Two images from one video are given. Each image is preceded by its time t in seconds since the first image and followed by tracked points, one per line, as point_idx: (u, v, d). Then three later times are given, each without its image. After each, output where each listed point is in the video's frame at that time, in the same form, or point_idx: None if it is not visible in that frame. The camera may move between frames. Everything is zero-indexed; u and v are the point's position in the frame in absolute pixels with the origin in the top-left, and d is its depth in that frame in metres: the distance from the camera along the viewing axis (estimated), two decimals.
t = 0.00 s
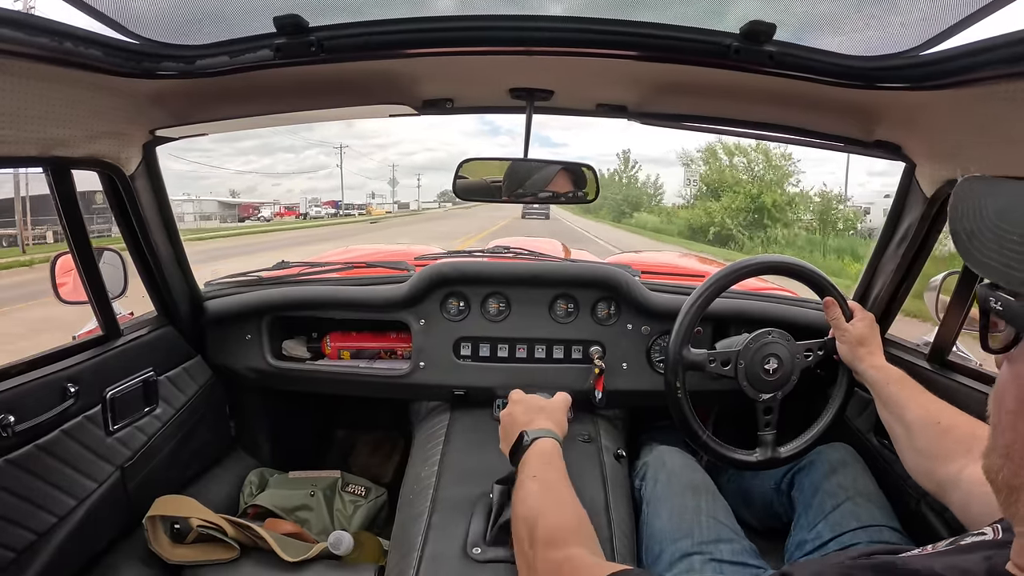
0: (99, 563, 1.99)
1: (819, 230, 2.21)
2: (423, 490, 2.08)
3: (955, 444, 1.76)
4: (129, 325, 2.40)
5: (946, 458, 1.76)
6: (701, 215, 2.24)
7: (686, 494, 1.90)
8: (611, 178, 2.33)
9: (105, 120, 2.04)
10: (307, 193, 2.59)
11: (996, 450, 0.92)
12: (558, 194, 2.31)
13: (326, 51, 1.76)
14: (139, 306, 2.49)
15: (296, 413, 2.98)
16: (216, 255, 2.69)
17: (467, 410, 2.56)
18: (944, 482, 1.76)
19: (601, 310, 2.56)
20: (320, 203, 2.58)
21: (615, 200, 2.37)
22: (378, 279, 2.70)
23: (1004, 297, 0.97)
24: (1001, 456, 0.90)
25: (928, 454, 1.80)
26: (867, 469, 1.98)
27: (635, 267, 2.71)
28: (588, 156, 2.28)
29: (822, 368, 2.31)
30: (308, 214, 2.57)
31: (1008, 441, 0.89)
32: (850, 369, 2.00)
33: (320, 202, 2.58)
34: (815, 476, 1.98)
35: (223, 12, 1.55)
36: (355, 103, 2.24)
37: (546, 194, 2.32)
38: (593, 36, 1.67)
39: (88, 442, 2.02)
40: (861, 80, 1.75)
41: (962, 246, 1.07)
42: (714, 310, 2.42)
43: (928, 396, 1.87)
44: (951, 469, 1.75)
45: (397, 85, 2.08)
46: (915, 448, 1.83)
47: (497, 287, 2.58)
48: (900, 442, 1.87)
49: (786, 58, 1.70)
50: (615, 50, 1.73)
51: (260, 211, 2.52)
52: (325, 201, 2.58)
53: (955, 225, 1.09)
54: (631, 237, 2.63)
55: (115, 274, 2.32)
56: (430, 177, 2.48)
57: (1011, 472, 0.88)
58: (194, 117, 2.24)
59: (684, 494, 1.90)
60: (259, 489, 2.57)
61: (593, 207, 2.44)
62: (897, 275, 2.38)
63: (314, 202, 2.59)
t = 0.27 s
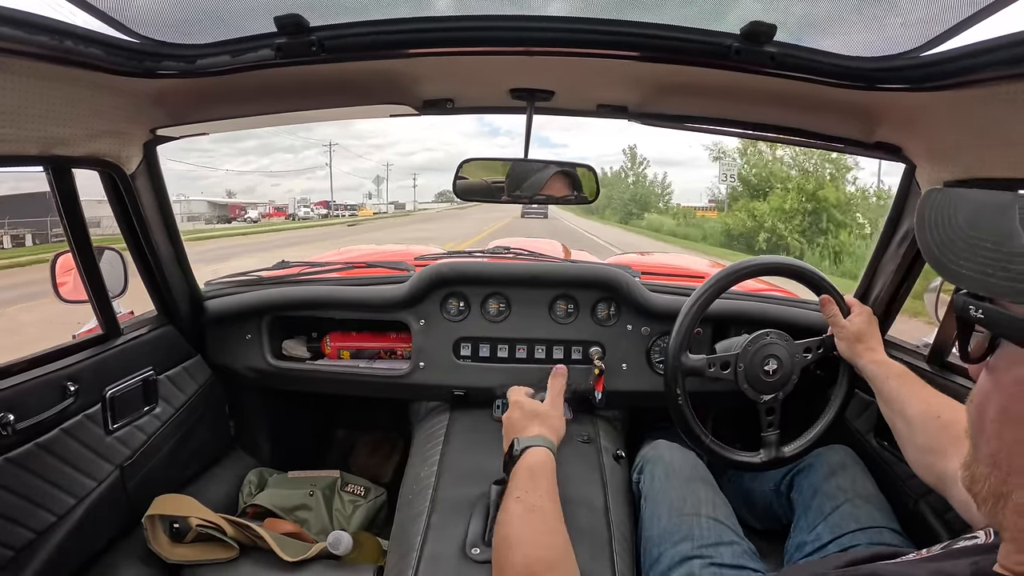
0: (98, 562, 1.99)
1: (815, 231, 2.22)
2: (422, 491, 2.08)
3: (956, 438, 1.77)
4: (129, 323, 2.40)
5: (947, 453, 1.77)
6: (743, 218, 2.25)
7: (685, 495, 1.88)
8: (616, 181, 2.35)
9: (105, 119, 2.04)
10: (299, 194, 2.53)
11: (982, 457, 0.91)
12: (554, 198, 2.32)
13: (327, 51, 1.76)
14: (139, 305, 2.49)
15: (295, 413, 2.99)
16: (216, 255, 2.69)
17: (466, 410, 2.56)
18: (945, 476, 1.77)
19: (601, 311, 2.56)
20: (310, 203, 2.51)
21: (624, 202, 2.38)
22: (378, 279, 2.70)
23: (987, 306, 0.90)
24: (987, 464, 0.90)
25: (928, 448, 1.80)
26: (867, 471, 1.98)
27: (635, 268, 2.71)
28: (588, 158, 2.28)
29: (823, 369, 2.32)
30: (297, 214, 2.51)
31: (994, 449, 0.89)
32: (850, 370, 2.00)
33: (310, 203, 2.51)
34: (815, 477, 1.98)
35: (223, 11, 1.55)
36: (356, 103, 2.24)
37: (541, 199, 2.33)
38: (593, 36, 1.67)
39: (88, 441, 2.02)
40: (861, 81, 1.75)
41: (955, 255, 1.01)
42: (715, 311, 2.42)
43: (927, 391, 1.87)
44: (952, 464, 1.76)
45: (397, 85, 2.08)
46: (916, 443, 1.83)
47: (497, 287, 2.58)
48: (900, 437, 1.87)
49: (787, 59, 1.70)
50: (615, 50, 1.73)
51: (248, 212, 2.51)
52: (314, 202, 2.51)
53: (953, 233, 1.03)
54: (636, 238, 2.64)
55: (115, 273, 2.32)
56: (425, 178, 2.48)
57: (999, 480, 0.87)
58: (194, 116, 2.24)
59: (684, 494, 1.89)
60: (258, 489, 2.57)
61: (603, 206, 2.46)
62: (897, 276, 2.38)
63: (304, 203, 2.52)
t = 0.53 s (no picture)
0: (97, 558, 1.99)
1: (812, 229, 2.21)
2: (421, 488, 2.09)
3: (955, 440, 1.77)
4: (128, 320, 2.40)
5: (945, 455, 1.77)
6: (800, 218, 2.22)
7: (683, 492, 1.88)
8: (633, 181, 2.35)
9: (105, 115, 2.04)
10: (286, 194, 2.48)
11: (985, 460, 0.92)
12: (552, 194, 2.33)
13: (326, 47, 1.76)
14: (138, 302, 2.48)
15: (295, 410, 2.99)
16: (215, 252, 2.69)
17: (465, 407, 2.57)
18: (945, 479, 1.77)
19: (600, 308, 2.57)
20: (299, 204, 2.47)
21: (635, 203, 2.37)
22: (378, 276, 2.70)
23: (992, 302, 0.90)
24: (991, 466, 0.90)
25: (927, 450, 1.80)
26: (866, 469, 1.99)
27: (635, 266, 2.72)
28: (589, 157, 2.30)
29: (821, 367, 2.32)
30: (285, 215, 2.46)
31: (997, 451, 0.90)
32: (849, 368, 2.01)
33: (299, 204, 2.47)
34: (814, 475, 1.98)
35: (223, 8, 1.55)
36: (355, 100, 2.23)
37: (539, 195, 2.33)
38: (593, 33, 1.67)
39: (87, 438, 2.02)
40: (862, 79, 1.75)
41: (958, 252, 1.01)
42: (714, 309, 2.43)
43: (927, 392, 1.87)
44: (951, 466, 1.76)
45: (397, 82, 2.08)
46: (915, 445, 1.83)
47: (497, 285, 2.58)
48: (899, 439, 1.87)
49: (787, 58, 1.70)
50: (615, 47, 1.72)
51: (233, 213, 2.48)
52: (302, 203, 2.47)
53: (956, 229, 1.04)
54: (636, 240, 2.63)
55: (115, 270, 2.32)
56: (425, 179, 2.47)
57: (1003, 482, 0.88)
58: (194, 113, 2.24)
59: (682, 491, 1.89)
60: (258, 485, 2.58)
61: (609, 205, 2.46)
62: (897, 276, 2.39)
63: (291, 203, 2.47)
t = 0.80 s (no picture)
0: (97, 557, 1.99)
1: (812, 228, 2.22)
2: (421, 487, 2.09)
3: (957, 432, 1.78)
4: (129, 319, 2.40)
5: (949, 446, 1.78)
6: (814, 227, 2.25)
7: (678, 492, 1.89)
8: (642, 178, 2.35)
9: (105, 114, 2.04)
10: (270, 195, 2.52)
11: (986, 457, 0.92)
12: (553, 193, 2.33)
13: (327, 47, 1.76)
14: (137, 301, 2.48)
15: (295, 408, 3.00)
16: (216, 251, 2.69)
17: (465, 406, 2.57)
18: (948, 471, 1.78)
19: (600, 307, 2.56)
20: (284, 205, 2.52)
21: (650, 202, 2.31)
22: (378, 275, 2.70)
23: (994, 299, 0.91)
24: (992, 462, 0.90)
25: (930, 442, 1.81)
26: (866, 469, 1.99)
27: (635, 265, 2.72)
28: (589, 156, 2.29)
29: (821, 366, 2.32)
30: (271, 215, 2.53)
31: (997, 448, 0.90)
32: (850, 368, 2.01)
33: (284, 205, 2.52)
34: (813, 475, 1.98)
35: (223, 7, 1.55)
36: (356, 99, 2.23)
37: (540, 194, 2.32)
38: (593, 33, 1.67)
39: (87, 437, 2.02)
40: (862, 79, 1.75)
41: (960, 252, 1.02)
42: (714, 308, 2.43)
43: (926, 384, 1.87)
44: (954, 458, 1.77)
45: (397, 81, 2.08)
46: (917, 438, 1.84)
47: (497, 283, 2.58)
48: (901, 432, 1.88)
49: (787, 57, 1.70)
50: (615, 47, 1.72)
51: (217, 214, 2.53)
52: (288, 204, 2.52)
53: (958, 228, 1.04)
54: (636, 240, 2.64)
55: (115, 269, 2.32)
56: (423, 178, 2.52)
57: (1004, 478, 0.88)
58: (194, 112, 2.24)
59: (676, 491, 1.89)
60: (257, 484, 2.58)
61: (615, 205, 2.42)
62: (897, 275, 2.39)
63: (278, 204, 2.52)
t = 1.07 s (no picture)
0: (97, 556, 1.99)
1: (811, 228, 2.21)
2: (421, 486, 2.09)
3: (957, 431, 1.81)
4: (128, 318, 2.40)
5: (948, 445, 1.81)
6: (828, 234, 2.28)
7: (673, 493, 1.89)
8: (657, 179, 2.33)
9: (105, 113, 2.03)
10: (260, 195, 2.57)
11: (986, 460, 0.92)
12: (554, 193, 2.33)
13: (326, 46, 1.76)
14: (137, 299, 2.48)
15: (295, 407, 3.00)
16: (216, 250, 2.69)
17: (464, 405, 2.57)
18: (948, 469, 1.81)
19: (599, 307, 2.56)
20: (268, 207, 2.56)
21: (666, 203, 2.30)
22: (377, 274, 2.70)
23: (994, 304, 0.91)
24: (992, 467, 0.91)
25: (930, 441, 1.84)
26: (865, 469, 1.99)
27: (635, 264, 2.72)
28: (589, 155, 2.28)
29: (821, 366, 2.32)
30: (257, 216, 2.56)
31: (998, 453, 0.90)
32: (850, 367, 2.01)
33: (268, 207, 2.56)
34: (813, 475, 1.99)
35: (223, 6, 1.55)
36: (355, 98, 2.23)
37: (541, 195, 2.33)
38: (592, 32, 1.67)
39: (87, 435, 2.02)
40: (862, 79, 1.75)
41: (962, 256, 1.02)
42: (714, 308, 2.43)
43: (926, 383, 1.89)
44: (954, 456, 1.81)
45: (397, 80, 2.08)
46: (917, 437, 1.86)
47: (497, 283, 2.58)
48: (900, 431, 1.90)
49: (787, 57, 1.70)
50: (615, 46, 1.72)
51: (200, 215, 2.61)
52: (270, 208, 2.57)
53: (961, 233, 1.04)
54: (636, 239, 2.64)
55: (115, 267, 2.32)
56: (423, 178, 2.53)
57: (1004, 482, 0.89)
58: (194, 111, 2.24)
59: (671, 492, 1.90)
60: (257, 483, 2.58)
61: (622, 204, 2.40)
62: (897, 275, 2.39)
63: (263, 204, 2.56)
